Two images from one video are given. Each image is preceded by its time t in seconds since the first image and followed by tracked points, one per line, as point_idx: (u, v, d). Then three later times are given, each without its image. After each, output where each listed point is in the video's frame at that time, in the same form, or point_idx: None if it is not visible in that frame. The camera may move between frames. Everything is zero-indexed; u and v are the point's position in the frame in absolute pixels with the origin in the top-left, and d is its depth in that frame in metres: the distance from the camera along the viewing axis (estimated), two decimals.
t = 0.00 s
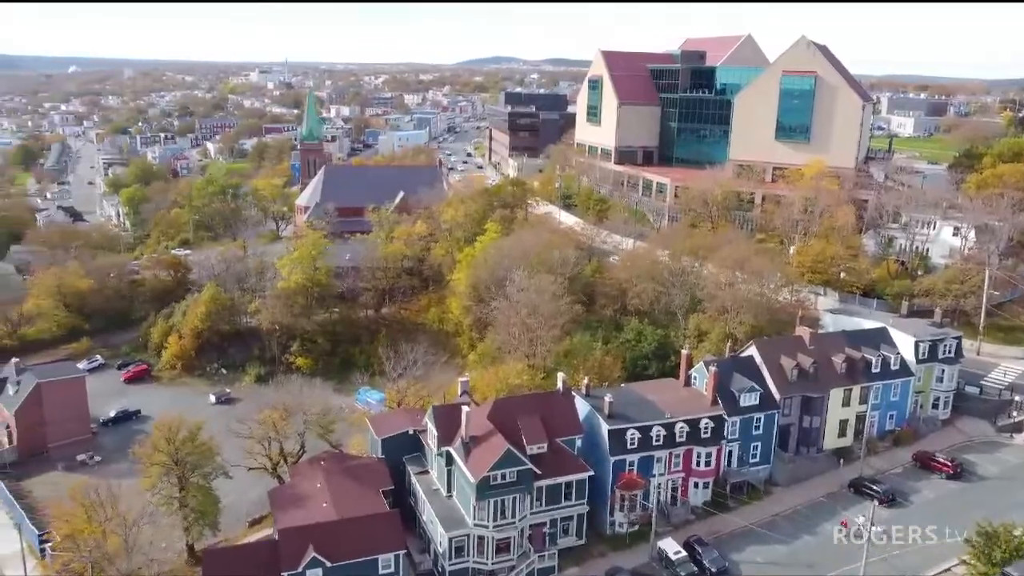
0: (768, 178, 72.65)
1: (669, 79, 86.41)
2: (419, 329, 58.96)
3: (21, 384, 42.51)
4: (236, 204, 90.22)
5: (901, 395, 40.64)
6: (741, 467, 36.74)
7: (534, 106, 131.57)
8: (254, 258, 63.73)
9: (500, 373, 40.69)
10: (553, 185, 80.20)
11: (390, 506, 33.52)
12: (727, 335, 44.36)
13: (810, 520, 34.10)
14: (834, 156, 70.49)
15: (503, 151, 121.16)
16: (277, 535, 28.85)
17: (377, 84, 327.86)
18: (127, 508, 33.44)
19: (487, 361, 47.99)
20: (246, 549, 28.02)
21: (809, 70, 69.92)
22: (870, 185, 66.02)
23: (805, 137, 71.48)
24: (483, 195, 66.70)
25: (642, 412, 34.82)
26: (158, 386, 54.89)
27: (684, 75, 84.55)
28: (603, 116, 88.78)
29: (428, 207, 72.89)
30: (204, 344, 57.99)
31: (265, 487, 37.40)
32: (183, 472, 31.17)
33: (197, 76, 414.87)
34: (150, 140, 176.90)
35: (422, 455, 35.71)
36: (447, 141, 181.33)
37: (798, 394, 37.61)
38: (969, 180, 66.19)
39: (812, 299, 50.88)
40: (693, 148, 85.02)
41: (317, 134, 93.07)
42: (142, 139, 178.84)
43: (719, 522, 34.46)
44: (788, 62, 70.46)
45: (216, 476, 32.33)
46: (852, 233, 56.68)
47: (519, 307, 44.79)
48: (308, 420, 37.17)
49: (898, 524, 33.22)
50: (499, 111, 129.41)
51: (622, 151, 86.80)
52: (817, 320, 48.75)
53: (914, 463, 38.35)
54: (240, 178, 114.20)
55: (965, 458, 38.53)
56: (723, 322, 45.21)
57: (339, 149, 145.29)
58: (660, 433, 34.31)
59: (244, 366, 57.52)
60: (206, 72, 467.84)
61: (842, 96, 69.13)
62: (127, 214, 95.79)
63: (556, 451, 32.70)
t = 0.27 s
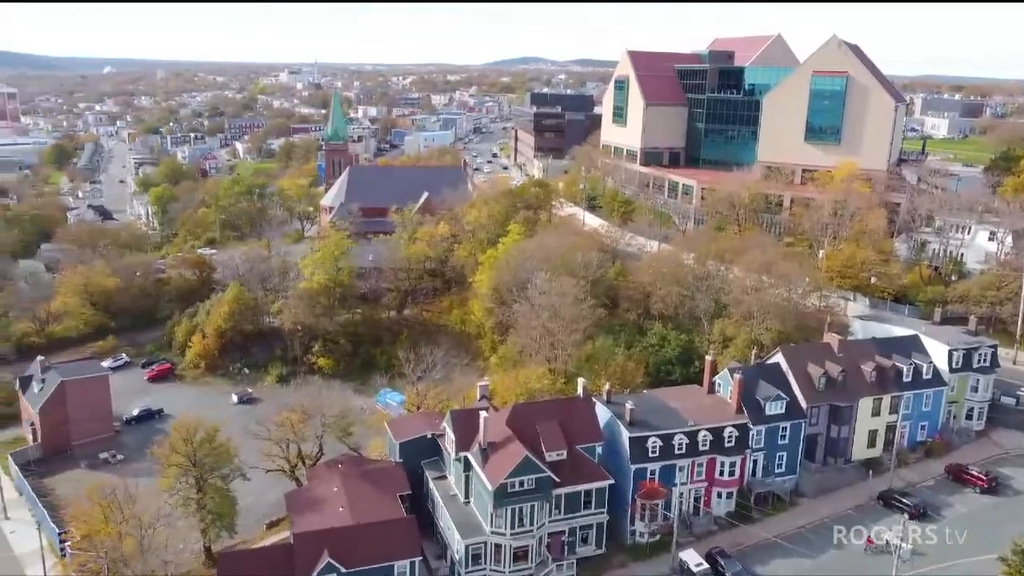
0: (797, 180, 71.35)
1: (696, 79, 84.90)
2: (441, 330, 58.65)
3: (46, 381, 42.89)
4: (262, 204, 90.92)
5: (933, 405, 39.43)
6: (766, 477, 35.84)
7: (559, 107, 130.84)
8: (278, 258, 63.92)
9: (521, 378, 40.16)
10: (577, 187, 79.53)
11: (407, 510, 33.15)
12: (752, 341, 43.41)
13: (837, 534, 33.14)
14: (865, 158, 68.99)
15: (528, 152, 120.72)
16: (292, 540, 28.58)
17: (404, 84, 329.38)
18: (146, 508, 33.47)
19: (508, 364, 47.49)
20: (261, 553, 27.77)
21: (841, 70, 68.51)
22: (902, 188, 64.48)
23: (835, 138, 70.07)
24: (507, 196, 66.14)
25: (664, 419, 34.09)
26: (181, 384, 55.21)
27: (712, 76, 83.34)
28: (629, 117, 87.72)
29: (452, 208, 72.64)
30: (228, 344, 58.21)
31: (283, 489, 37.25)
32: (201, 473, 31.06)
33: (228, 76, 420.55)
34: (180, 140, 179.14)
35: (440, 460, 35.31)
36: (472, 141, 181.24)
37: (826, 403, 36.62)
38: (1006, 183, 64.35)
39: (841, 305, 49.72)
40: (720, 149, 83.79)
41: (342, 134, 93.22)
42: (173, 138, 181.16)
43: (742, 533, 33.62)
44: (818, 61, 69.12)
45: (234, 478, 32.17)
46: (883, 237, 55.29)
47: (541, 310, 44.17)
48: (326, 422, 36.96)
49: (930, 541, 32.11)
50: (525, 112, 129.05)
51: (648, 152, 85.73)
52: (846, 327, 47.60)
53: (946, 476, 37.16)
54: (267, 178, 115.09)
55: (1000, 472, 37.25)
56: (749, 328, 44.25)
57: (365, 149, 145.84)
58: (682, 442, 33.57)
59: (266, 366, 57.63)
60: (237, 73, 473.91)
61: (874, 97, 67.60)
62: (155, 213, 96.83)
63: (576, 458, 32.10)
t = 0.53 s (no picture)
0: (827, 182, 69.90)
1: (724, 79, 83.49)
2: (463, 333, 58.28)
3: (71, 379, 43.18)
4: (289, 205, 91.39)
5: (967, 416, 38.18)
6: (792, 488, 34.92)
7: (585, 108, 130.01)
8: (301, 259, 64.05)
9: (541, 383, 39.62)
10: (602, 189, 78.73)
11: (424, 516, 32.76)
12: (779, 348, 42.42)
13: (865, 549, 32.12)
14: (898, 160, 67.38)
15: (554, 153, 120.01)
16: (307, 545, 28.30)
17: (431, 85, 330.33)
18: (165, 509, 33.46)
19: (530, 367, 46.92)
20: (276, 558, 27.48)
21: (873, 70, 66.97)
22: (936, 191, 62.84)
23: (867, 140, 68.53)
24: (530, 198, 65.55)
25: (687, 427, 33.34)
26: (204, 384, 55.46)
27: (741, 76, 82.01)
28: (655, 118, 86.67)
29: (475, 210, 72.27)
30: (251, 344, 58.37)
31: (302, 491, 37.10)
32: (219, 474, 30.92)
33: (259, 78, 425.90)
34: (210, 140, 181.15)
35: (459, 465, 34.89)
36: (498, 142, 181.08)
37: (855, 413, 35.57)
38: None
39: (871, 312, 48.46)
40: (748, 151, 82.45)
41: (367, 135, 93.37)
42: (202, 138, 183.29)
43: (767, 546, 32.75)
44: (850, 61, 67.64)
45: (251, 481, 32.01)
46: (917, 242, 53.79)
47: (562, 314, 43.50)
48: (345, 425, 36.74)
49: (962, 559, 31.00)
50: (551, 113, 128.38)
51: (675, 154, 84.52)
52: (877, 334, 46.35)
53: (981, 490, 35.92)
54: (293, 179, 115.78)
55: None
56: (776, 334, 43.26)
57: (391, 150, 146.27)
58: (705, 451, 32.81)
59: (287, 367, 57.65)
60: (268, 74, 479.69)
61: (908, 98, 65.98)
62: (183, 213, 97.81)
63: (596, 466, 31.46)
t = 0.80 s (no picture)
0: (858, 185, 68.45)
1: (753, 80, 82.30)
2: (486, 336, 57.88)
3: (95, 378, 43.67)
4: (315, 205, 91.75)
5: (1003, 428, 36.89)
6: (819, 500, 34.04)
7: (612, 109, 129.09)
8: (325, 259, 64.15)
9: (562, 389, 39.08)
10: (628, 190, 77.89)
11: (442, 522, 32.38)
12: (806, 355, 41.57)
13: (895, 565, 31.13)
14: (932, 163, 65.77)
15: (579, 154, 119.31)
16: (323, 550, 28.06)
17: (458, 87, 331.58)
18: (184, 510, 33.49)
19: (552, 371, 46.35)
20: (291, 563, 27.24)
21: (907, 70, 65.39)
22: (971, 195, 61.20)
23: (900, 142, 66.96)
24: (555, 199, 64.83)
25: (710, 436, 32.60)
26: (228, 383, 55.75)
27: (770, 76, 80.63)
28: (683, 120, 85.59)
29: (499, 211, 71.91)
30: (274, 344, 58.54)
31: (321, 493, 36.95)
32: (236, 477, 30.85)
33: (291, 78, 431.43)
34: (240, 140, 183.06)
35: (478, 470, 34.47)
36: (524, 143, 180.63)
37: (885, 424, 34.54)
38: None
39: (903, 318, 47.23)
40: (777, 153, 81.07)
41: (393, 135, 93.44)
42: (232, 139, 185.31)
43: (792, 560, 31.90)
44: (883, 61, 66.13)
45: (269, 483, 31.89)
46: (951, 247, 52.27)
47: (585, 318, 42.78)
48: (364, 428, 36.53)
49: None
50: (577, 114, 127.68)
51: (702, 155, 83.28)
52: (909, 341, 45.12)
53: (1017, 505, 34.66)
54: (319, 179, 116.33)
55: None
56: (803, 341, 42.36)
57: (418, 150, 146.55)
58: (729, 461, 32.03)
59: (310, 367, 57.68)
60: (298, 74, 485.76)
61: (943, 98, 64.33)
62: (212, 213, 98.77)
63: (617, 474, 30.83)
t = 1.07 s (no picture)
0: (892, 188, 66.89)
1: (784, 81, 80.84)
2: (509, 338, 57.41)
3: (120, 377, 43.98)
4: (341, 205, 92.03)
5: None
6: (848, 513, 33.18)
7: (640, 110, 128.08)
8: (350, 259, 64.17)
9: (584, 394, 38.58)
10: (655, 192, 76.91)
11: (461, 528, 32.02)
12: (836, 362, 40.88)
13: None
14: (968, 166, 64.06)
15: (606, 156, 118.44)
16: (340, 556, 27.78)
17: (486, 88, 331.83)
18: (204, 511, 33.46)
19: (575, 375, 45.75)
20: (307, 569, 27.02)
21: (943, 71, 63.70)
22: (1010, 199, 59.40)
23: (935, 144, 65.34)
24: (580, 200, 63.50)
25: (736, 446, 31.84)
26: (252, 383, 55.94)
27: (801, 77, 79.21)
28: (712, 121, 84.30)
29: (524, 212, 71.42)
30: (298, 344, 58.69)
31: (341, 496, 36.77)
32: (255, 479, 30.72)
33: (321, 79, 435.35)
34: (269, 140, 184.69)
35: (498, 476, 34.05)
36: (551, 144, 179.88)
37: (917, 435, 33.49)
38: None
39: (937, 326, 45.92)
40: (808, 155, 79.53)
41: (419, 136, 93.36)
42: (262, 139, 187.05)
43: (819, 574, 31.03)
44: (918, 61, 64.44)
45: (288, 486, 31.72)
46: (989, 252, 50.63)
47: (609, 322, 42.00)
48: (383, 432, 36.26)
49: None
50: (605, 114, 126.79)
51: (731, 157, 81.98)
52: (943, 350, 43.84)
53: None
54: (346, 179, 116.78)
55: None
56: (832, 349, 41.53)
57: (445, 151, 146.59)
58: (755, 472, 31.25)
59: (333, 368, 57.72)
60: (329, 75, 489.89)
61: (980, 100, 62.62)
62: (240, 213, 99.56)
63: (639, 483, 30.21)
